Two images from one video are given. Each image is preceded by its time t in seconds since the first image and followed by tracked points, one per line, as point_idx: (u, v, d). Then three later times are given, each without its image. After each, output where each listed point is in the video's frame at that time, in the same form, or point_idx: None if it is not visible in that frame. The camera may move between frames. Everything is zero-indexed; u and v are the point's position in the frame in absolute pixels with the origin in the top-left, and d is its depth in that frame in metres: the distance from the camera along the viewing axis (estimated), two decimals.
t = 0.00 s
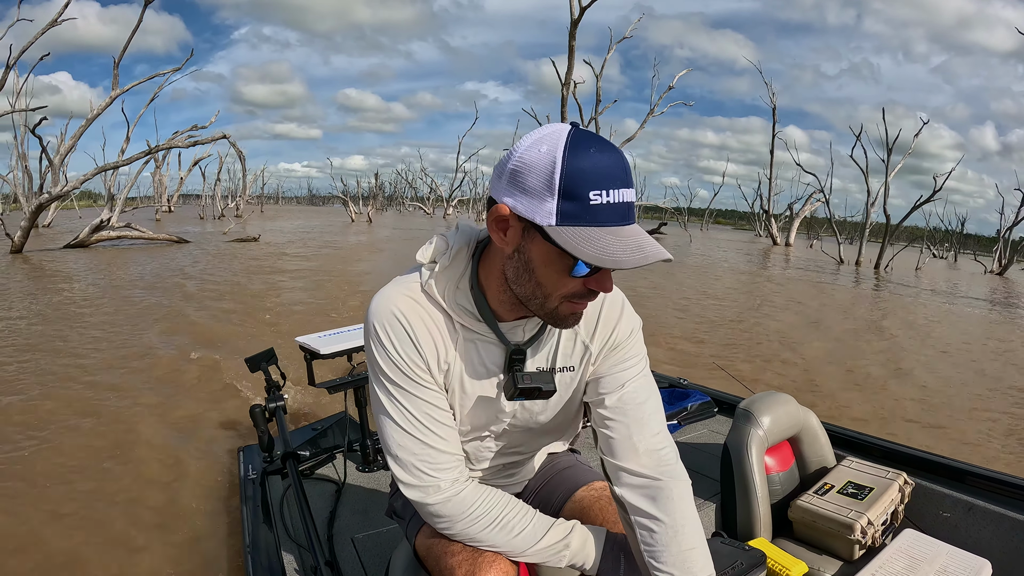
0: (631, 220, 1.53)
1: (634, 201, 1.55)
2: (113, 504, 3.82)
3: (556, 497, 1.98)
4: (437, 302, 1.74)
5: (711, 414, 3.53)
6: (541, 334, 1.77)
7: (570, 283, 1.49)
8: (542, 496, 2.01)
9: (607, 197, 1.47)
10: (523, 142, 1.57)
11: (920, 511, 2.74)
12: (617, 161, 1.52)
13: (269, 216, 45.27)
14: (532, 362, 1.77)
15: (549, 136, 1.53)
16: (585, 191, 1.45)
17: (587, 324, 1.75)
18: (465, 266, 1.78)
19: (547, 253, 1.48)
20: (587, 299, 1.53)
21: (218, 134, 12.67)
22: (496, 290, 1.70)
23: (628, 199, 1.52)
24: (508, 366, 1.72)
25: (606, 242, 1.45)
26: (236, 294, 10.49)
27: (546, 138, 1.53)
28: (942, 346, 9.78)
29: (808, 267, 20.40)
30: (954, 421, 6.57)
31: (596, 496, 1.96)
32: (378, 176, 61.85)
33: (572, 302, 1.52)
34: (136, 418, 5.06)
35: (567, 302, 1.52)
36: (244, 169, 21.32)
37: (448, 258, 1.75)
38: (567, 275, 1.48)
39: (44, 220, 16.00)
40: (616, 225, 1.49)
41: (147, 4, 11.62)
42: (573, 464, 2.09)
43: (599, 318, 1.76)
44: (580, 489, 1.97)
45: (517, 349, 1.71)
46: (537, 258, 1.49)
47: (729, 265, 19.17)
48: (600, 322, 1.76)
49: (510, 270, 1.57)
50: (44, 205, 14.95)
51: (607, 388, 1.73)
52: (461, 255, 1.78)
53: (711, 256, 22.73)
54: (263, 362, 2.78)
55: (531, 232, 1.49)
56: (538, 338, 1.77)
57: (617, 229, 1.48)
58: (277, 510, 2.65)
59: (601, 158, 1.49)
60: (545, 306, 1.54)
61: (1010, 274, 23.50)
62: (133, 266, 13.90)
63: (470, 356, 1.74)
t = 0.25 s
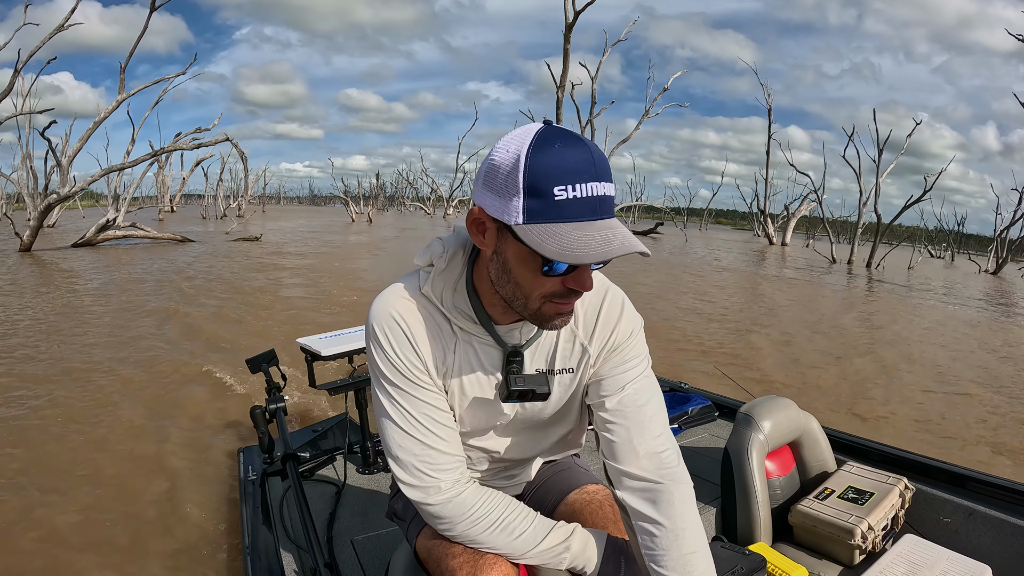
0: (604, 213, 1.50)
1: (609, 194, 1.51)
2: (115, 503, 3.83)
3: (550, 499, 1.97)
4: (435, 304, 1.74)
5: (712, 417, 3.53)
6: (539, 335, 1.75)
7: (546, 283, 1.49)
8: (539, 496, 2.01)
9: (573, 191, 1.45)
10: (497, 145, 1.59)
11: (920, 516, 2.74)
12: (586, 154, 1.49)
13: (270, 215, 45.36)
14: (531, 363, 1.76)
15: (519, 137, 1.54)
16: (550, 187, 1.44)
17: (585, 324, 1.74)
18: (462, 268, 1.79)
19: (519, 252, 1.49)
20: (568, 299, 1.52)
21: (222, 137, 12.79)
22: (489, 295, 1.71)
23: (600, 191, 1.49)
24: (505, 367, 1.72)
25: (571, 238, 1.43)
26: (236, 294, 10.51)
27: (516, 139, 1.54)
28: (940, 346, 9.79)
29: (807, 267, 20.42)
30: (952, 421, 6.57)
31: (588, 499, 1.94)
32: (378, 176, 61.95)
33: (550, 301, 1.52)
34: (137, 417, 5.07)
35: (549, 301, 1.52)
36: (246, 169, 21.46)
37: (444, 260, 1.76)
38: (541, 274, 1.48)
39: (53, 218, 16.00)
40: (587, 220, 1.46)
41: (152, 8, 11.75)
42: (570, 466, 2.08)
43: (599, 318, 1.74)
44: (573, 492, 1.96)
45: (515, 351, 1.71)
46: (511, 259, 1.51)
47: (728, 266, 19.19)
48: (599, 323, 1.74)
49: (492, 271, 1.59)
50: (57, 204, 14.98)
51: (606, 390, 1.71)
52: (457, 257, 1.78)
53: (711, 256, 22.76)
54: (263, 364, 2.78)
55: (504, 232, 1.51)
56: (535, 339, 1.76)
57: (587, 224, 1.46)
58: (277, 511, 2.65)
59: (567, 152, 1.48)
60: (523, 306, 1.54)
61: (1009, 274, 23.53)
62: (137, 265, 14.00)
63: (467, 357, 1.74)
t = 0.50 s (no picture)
0: (526, 202, 1.51)
1: (536, 181, 1.52)
2: (116, 502, 3.83)
3: (551, 499, 1.97)
4: (434, 302, 1.76)
5: (713, 419, 3.52)
6: (540, 334, 1.75)
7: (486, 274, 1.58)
8: (540, 498, 2.01)
9: (492, 181, 1.51)
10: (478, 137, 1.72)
11: (921, 519, 2.73)
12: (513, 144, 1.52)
13: (271, 215, 45.41)
14: (530, 360, 1.76)
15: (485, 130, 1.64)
16: (473, 178, 1.52)
17: (588, 323, 1.74)
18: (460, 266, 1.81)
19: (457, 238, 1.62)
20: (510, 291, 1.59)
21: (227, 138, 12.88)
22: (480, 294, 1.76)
23: (521, 180, 1.51)
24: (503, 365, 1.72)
25: (485, 228, 1.50)
26: (236, 292, 10.51)
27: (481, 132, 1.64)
28: (940, 346, 9.78)
29: (807, 267, 20.40)
30: (952, 421, 6.56)
31: (591, 500, 1.95)
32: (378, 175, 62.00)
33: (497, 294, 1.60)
34: (139, 416, 5.07)
35: (493, 293, 1.61)
36: (248, 170, 21.55)
37: (442, 258, 1.79)
38: (479, 267, 1.58)
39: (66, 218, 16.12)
40: (504, 210, 1.50)
41: (158, 10, 11.84)
42: (571, 467, 2.09)
43: (601, 317, 1.74)
44: (575, 493, 1.96)
45: (513, 350, 1.71)
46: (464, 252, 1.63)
47: (727, 266, 19.19)
48: (601, 322, 1.74)
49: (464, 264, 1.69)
50: (65, 204, 15.02)
51: (607, 389, 1.71)
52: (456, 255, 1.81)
53: (710, 256, 22.76)
54: (264, 362, 2.78)
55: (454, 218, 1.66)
56: (534, 337, 1.76)
57: (504, 213, 1.50)
58: (277, 510, 2.65)
59: (496, 143, 1.53)
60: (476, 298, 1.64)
61: (1007, 274, 23.53)
62: (142, 263, 14.07)
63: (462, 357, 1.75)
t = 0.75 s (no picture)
0: (502, 192, 1.52)
1: (513, 172, 1.53)
2: (118, 499, 3.84)
3: (555, 498, 1.98)
4: (433, 301, 1.77)
5: (715, 417, 3.53)
6: (540, 330, 1.76)
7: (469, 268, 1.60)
8: (543, 496, 2.02)
9: (469, 173, 1.53)
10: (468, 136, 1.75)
11: (922, 517, 2.74)
12: (491, 136, 1.54)
13: (272, 215, 45.53)
14: (530, 356, 1.77)
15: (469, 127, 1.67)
16: (452, 173, 1.56)
17: (589, 319, 1.74)
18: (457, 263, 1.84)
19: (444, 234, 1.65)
20: (495, 284, 1.59)
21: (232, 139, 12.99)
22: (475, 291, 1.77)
23: (496, 171, 1.53)
24: (502, 361, 1.72)
25: (463, 220, 1.52)
26: (237, 291, 10.54)
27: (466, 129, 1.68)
28: (939, 345, 9.78)
29: (806, 267, 20.41)
30: (951, 419, 6.57)
31: (596, 497, 1.96)
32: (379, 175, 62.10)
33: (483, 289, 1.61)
34: (142, 414, 5.08)
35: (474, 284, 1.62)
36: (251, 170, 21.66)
37: (439, 255, 1.81)
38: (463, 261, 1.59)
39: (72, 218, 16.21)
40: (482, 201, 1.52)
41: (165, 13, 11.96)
42: (574, 466, 2.09)
43: (601, 313, 1.74)
44: (580, 490, 1.97)
45: (512, 346, 1.71)
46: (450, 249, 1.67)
47: (727, 265, 19.22)
48: (602, 317, 1.74)
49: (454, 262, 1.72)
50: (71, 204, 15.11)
51: (609, 385, 1.71)
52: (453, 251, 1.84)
53: (710, 255, 22.80)
54: (267, 360, 2.79)
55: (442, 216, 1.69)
56: (534, 333, 1.77)
57: (481, 204, 1.52)
58: (279, 506, 2.66)
59: (474, 137, 1.56)
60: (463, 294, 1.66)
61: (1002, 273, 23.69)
62: (147, 262, 14.15)
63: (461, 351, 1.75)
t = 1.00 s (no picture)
0: (498, 183, 1.53)
1: (509, 164, 1.54)
2: (122, 497, 3.85)
3: (558, 496, 1.98)
4: (433, 300, 1.79)
5: (717, 414, 3.53)
6: (540, 324, 1.77)
7: (466, 263, 1.61)
8: (545, 494, 2.02)
9: (465, 166, 1.54)
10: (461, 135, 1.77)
11: (923, 514, 2.74)
12: (485, 130, 1.55)
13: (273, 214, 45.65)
14: (530, 351, 1.78)
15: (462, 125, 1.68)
16: (448, 167, 1.57)
17: (590, 312, 1.75)
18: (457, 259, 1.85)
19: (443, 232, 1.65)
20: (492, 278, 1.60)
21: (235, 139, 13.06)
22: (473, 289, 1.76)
23: (491, 163, 1.53)
24: (502, 357, 1.73)
25: (458, 213, 1.53)
26: (238, 290, 10.55)
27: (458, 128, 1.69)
28: (940, 344, 9.78)
29: (806, 266, 20.44)
30: (952, 417, 6.57)
31: (600, 494, 1.96)
32: (379, 175, 62.14)
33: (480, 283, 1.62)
34: (145, 412, 5.11)
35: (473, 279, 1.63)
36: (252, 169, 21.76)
37: (438, 251, 1.82)
38: (460, 255, 1.60)
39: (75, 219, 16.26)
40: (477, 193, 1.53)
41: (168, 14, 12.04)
42: (575, 462, 2.09)
43: (602, 305, 1.75)
44: (583, 488, 1.97)
45: (512, 342, 1.72)
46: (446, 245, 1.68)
47: (727, 264, 19.22)
48: (603, 312, 1.74)
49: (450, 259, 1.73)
50: (79, 204, 15.23)
51: (609, 380, 1.72)
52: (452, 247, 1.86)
53: (710, 254, 22.81)
54: (269, 357, 2.80)
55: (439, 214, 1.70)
56: (534, 328, 1.77)
57: (477, 196, 1.52)
58: (282, 504, 2.66)
59: (468, 133, 1.57)
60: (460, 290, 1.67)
61: (998, 272, 23.80)
62: (150, 261, 14.21)
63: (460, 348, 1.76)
